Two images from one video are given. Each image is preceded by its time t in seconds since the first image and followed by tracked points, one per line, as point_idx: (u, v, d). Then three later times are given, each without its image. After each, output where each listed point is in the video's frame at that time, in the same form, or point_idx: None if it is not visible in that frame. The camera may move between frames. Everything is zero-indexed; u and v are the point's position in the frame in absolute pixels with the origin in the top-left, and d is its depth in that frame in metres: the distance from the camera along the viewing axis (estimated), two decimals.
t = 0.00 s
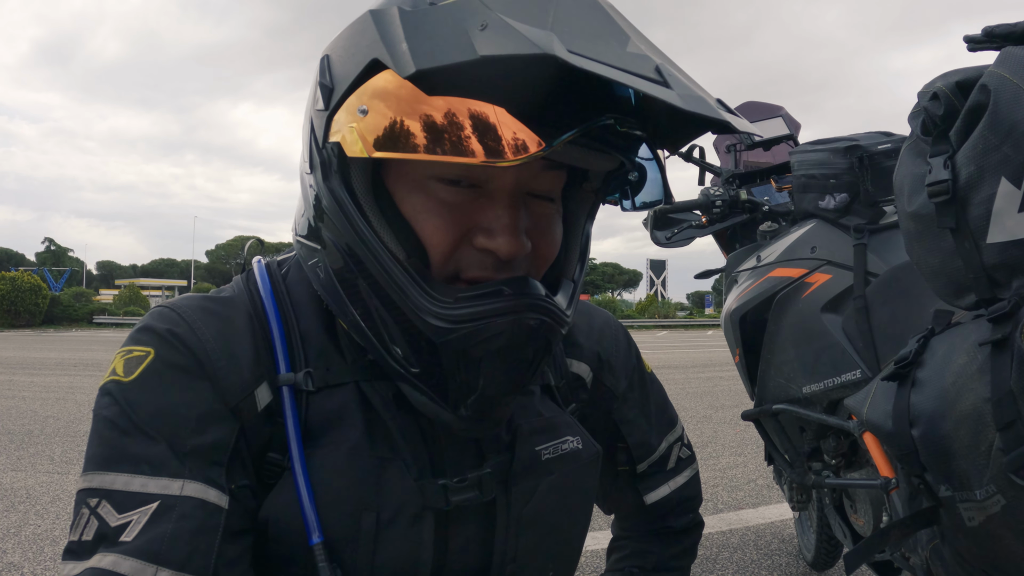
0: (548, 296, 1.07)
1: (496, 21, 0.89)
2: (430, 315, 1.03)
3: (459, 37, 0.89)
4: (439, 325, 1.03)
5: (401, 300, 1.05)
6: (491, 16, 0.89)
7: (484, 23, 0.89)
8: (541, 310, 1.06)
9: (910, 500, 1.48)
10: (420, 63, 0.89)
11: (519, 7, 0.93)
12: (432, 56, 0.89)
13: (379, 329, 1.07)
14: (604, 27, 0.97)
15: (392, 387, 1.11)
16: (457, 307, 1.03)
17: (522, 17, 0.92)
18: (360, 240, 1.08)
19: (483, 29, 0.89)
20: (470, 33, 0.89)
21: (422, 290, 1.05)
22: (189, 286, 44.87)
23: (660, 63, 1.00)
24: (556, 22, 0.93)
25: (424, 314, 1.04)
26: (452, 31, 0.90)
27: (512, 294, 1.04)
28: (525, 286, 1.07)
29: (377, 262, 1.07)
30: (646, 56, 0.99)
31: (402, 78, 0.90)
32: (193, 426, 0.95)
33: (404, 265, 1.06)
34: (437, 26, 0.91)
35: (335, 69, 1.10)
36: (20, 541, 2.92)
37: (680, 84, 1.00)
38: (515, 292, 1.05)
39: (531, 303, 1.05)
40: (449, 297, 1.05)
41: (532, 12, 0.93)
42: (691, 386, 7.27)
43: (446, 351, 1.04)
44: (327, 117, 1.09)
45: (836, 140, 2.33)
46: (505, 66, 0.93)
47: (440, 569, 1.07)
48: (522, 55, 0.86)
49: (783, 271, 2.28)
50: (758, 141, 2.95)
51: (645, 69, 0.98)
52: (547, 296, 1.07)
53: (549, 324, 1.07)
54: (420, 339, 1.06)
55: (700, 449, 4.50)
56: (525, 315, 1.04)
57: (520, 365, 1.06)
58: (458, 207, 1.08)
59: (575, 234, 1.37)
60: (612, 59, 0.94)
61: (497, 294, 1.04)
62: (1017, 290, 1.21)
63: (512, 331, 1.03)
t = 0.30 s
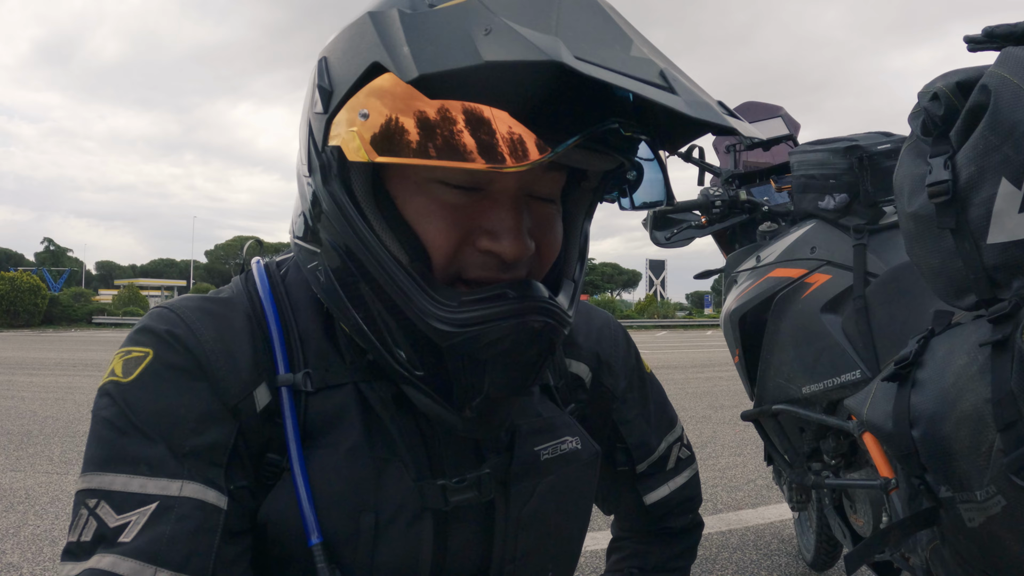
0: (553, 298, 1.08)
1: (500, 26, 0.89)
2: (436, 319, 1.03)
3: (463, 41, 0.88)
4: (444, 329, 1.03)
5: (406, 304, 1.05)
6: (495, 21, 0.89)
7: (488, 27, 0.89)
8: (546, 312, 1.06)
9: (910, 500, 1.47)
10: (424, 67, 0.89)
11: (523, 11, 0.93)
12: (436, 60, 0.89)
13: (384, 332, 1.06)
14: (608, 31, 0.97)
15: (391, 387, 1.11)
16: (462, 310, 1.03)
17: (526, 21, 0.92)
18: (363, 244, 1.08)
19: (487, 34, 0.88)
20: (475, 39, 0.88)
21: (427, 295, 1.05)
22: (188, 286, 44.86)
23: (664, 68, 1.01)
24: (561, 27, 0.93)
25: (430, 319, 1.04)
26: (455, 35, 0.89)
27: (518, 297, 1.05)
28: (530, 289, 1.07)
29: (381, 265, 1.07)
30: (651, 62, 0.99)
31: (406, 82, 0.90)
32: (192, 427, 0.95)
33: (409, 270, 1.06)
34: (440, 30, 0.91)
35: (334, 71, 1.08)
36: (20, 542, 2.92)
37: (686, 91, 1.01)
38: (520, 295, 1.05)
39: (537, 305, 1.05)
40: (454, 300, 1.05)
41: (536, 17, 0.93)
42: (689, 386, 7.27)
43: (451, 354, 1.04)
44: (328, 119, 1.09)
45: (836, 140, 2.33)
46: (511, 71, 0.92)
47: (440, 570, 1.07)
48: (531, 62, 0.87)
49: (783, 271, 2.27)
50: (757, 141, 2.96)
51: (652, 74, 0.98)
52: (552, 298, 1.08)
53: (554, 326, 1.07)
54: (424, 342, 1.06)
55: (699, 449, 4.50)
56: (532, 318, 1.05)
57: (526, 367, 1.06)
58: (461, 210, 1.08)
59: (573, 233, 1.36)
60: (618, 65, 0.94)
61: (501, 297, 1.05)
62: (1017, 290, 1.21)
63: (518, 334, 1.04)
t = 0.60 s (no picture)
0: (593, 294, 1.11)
1: (575, 61, 0.88)
2: (492, 331, 1.03)
3: (537, 77, 0.87)
4: (502, 338, 1.03)
5: (458, 318, 1.04)
6: (570, 55, 0.88)
7: (564, 61, 0.88)
8: (590, 308, 1.09)
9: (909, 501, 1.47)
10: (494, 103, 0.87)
11: (592, 42, 0.91)
12: (506, 95, 0.87)
13: (427, 348, 1.05)
14: (669, 62, 0.96)
15: (389, 386, 1.11)
16: (517, 318, 1.04)
17: (596, 55, 0.90)
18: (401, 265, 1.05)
19: (563, 70, 0.87)
20: (549, 74, 0.87)
21: (480, 306, 1.05)
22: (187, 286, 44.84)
23: (714, 92, 1.01)
24: (630, 61, 0.92)
25: (486, 332, 1.03)
26: (524, 69, 0.88)
27: (564, 297, 1.07)
28: (571, 289, 1.09)
29: (425, 283, 1.05)
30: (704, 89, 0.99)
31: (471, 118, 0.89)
32: (188, 427, 0.94)
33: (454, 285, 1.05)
34: (504, 61, 0.88)
35: (351, 92, 1.03)
36: (18, 543, 2.91)
37: (742, 117, 1.01)
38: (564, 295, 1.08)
39: (582, 303, 1.08)
40: (503, 310, 1.06)
41: (603, 49, 0.91)
42: (688, 387, 7.27)
43: (504, 363, 1.05)
44: (353, 145, 1.04)
45: (835, 140, 2.33)
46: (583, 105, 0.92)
47: (437, 570, 1.07)
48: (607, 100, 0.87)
49: (782, 272, 2.27)
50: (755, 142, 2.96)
51: (709, 104, 0.98)
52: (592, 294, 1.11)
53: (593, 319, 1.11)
54: (475, 352, 1.06)
55: (698, 450, 4.50)
56: (580, 316, 1.07)
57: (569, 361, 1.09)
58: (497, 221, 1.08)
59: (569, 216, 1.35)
60: (686, 99, 0.94)
61: (549, 300, 1.07)
62: (1015, 291, 1.21)
63: (568, 335, 1.06)
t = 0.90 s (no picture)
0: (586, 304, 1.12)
1: (573, 73, 0.88)
2: (489, 340, 1.04)
3: (533, 86, 0.87)
4: (500, 348, 1.04)
5: (456, 327, 1.04)
6: (568, 66, 0.88)
7: (562, 72, 0.87)
8: (585, 317, 1.10)
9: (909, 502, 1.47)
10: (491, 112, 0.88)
11: (593, 55, 0.91)
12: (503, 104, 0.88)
13: (425, 357, 1.05)
14: (671, 74, 0.96)
15: (390, 388, 1.11)
16: (516, 328, 1.05)
17: (596, 67, 0.90)
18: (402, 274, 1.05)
19: (562, 82, 0.87)
20: (548, 86, 0.87)
21: (477, 316, 1.05)
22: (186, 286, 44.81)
23: (716, 105, 1.00)
24: (631, 74, 0.92)
25: (482, 340, 1.04)
26: (523, 80, 0.88)
27: (560, 308, 1.08)
28: (566, 298, 1.11)
29: (422, 292, 1.05)
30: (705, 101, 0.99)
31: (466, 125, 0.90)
32: (190, 429, 0.94)
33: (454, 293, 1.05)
34: (504, 70, 0.88)
35: (350, 98, 1.03)
36: (17, 544, 2.90)
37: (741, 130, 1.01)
38: (562, 307, 1.09)
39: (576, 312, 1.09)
40: (501, 319, 1.06)
41: (604, 63, 0.91)
42: (688, 387, 7.27)
43: (502, 372, 1.05)
44: (351, 151, 1.04)
45: (835, 141, 2.33)
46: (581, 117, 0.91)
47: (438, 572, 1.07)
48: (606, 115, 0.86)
49: (782, 272, 2.27)
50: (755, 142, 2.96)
51: (710, 118, 0.98)
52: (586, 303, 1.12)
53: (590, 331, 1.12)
54: (472, 360, 1.06)
55: (698, 450, 4.51)
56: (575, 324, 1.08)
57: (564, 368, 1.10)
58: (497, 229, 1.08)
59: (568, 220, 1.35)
60: (688, 113, 0.94)
61: (548, 311, 1.08)
62: (1016, 293, 1.21)
63: (564, 343, 1.08)
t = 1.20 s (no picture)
0: (534, 299, 1.08)
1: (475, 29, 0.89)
2: (417, 317, 1.03)
3: (439, 42, 0.89)
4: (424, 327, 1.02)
5: (389, 302, 1.04)
6: (471, 24, 0.89)
7: (465, 31, 0.89)
8: (526, 312, 1.06)
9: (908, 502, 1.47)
10: (403, 70, 0.87)
11: (506, 13, 0.93)
12: (414, 63, 0.87)
13: (366, 332, 1.06)
14: (595, 34, 0.97)
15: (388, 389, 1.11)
16: (443, 309, 1.03)
17: (503, 23, 0.91)
18: (351, 246, 1.07)
19: (465, 37, 0.88)
20: (451, 40, 0.89)
21: (410, 293, 1.04)
22: (186, 286, 44.80)
23: (643, 68, 0.99)
24: (539, 29, 0.93)
25: (410, 316, 1.03)
26: (433, 36, 0.90)
27: (499, 296, 1.04)
28: (512, 288, 1.07)
29: (366, 264, 1.06)
30: (630, 62, 0.98)
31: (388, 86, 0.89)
32: (188, 430, 0.94)
33: (391, 269, 1.06)
34: (426, 31, 0.90)
35: (323, 74, 1.08)
36: (17, 544, 2.89)
37: (663, 92, 0.99)
38: (501, 293, 1.05)
39: (516, 304, 1.05)
40: (436, 299, 1.04)
41: (516, 20, 0.92)
42: (687, 387, 7.28)
43: (431, 353, 1.04)
44: (316, 120, 1.08)
45: (834, 141, 2.34)
46: (484, 73, 0.92)
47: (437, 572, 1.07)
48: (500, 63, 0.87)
49: (781, 273, 2.28)
50: (755, 142, 2.97)
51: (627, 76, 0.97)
52: (533, 299, 1.08)
53: (536, 325, 1.07)
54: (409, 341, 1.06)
55: (697, 450, 4.51)
56: (508, 316, 1.04)
57: (509, 365, 1.07)
58: (447, 209, 1.08)
59: (565, 230, 1.36)
60: (594, 66, 0.94)
61: (483, 296, 1.04)
62: (1015, 293, 1.21)
63: (498, 334, 1.04)
